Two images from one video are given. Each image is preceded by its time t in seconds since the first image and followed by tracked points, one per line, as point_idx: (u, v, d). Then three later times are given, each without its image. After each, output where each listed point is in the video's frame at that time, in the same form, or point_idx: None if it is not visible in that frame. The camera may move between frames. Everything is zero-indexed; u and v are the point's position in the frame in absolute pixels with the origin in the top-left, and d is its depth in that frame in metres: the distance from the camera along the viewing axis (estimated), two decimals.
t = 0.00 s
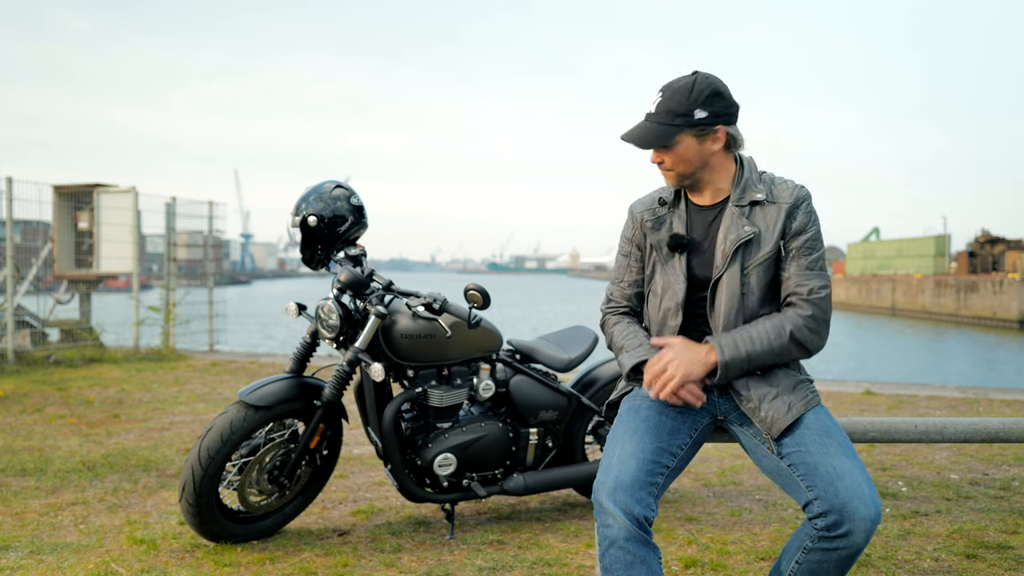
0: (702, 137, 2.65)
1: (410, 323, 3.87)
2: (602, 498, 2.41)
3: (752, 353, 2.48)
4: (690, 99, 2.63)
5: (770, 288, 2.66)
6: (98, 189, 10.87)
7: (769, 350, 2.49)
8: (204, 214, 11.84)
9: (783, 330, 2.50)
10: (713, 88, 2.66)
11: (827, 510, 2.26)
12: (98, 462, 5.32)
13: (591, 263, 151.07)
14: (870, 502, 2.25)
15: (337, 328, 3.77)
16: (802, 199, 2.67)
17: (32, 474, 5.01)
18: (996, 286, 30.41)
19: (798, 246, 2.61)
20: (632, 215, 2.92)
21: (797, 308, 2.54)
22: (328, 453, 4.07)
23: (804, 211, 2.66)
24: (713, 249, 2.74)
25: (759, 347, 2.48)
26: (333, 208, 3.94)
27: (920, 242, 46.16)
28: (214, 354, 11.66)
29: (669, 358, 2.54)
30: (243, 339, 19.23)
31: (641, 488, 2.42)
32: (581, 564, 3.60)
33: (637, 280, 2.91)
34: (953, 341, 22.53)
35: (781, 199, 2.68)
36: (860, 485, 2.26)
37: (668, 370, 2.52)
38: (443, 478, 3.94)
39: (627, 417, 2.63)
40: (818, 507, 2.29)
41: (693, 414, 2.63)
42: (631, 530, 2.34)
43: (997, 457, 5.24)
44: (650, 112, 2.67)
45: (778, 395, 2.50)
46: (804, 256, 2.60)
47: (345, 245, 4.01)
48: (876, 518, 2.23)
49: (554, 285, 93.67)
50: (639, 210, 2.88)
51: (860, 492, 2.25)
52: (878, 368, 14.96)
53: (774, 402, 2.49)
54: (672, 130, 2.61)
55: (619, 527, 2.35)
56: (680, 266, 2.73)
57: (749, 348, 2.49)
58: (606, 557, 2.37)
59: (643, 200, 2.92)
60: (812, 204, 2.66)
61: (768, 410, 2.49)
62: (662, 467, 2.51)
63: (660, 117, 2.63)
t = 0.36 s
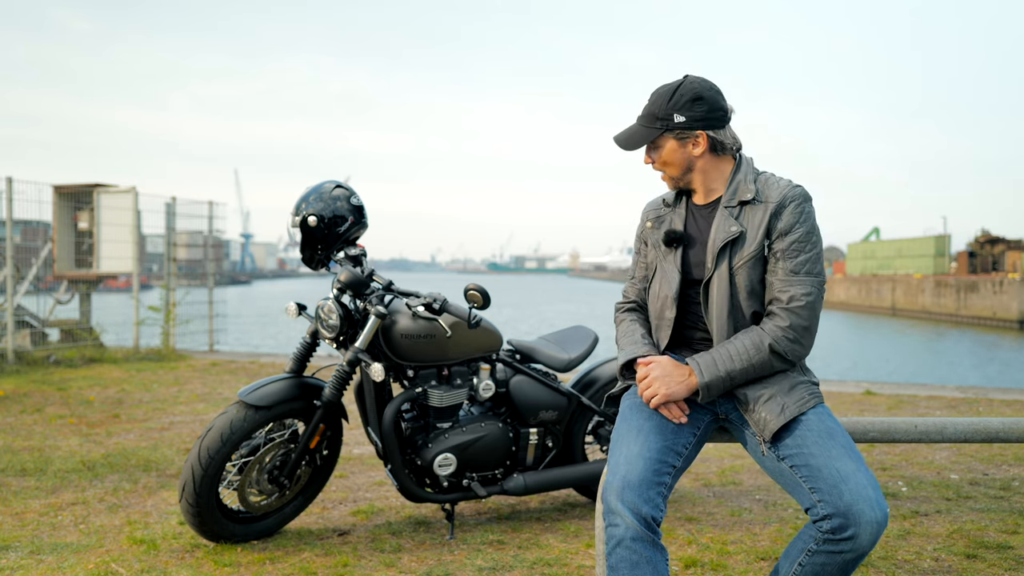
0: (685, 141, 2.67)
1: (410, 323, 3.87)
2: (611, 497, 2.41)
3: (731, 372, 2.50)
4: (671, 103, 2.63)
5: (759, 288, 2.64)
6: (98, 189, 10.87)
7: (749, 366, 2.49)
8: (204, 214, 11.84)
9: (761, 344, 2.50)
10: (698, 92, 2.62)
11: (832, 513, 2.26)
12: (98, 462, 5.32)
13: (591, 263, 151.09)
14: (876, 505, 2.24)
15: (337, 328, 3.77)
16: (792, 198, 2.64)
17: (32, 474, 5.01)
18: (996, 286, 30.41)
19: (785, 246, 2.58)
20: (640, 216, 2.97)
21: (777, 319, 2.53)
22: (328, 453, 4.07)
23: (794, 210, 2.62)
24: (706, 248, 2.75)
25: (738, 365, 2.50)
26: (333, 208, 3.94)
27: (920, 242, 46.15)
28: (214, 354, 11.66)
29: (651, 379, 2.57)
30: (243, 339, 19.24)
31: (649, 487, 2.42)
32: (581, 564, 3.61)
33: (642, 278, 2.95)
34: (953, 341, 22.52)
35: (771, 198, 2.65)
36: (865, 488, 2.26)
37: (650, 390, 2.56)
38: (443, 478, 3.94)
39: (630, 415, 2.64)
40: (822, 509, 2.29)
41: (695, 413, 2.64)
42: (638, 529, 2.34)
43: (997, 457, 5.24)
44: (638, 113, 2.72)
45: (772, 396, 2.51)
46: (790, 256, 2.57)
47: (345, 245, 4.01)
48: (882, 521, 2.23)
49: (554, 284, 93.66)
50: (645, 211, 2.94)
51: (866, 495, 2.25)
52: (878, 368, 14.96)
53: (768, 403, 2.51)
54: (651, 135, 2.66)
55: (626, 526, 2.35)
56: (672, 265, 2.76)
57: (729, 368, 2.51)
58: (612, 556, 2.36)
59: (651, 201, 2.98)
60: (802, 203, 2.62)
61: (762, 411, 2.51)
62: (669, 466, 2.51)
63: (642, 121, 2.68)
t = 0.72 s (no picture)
0: (687, 146, 2.67)
1: (410, 323, 3.87)
2: (614, 498, 2.41)
3: (723, 372, 2.53)
4: (674, 108, 2.63)
5: (758, 292, 2.64)
6: (98, 189, 10.87)
7: (740, 368, 2.52)
8: (204, 214, 11.84)
9: (755, 347, 2.52)
10: (701, 97, 2.62)
11: (838, 513, 2.26)
12: (98, 462, 5.32)
13: (591, 263, 151.11)
14: (882, 504, 2.24)
15: (337, 329, 3.77)
16: (794, 202, 2.62)
17: (32, 474, 5.01)
18: (996, 286, 30.41)
19: (784, 251, 2.58)
20: (639, 214, 2.97)
21: (773, 323, 2.54)
22: (328, 453, 4.06)
23: (795, 214, 2.61)
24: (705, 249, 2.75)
25: (729, 366, 2.53)
26: (333, 208, 3.94)
27: (920, 242, 46.15)
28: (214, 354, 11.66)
29: (639, 374, 2.61)
30: (243, 339, 19.24)
31: (652, 487, 2.42)
32: (581, 564, 3.60)
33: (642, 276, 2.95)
34: (954, 341, 22.52)
35: (772, 202, 2.64)
36: (871, 488, 2.26)
37: (638, 385, 2.59)
38: (443, 478, 3.94)
39: (632, 416, 2.64)
40: (828, 509, 2.28)
41: (696, 412, 2.64)
42: (641, 529, 2.34)
43: (997, 456, 5.24)
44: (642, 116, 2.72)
45: (771, 395, 2.51)
46: (789, 262, 2.57)
47: (345, 245, 4.01)
48: (888, 520, 2.23)
49: (554, 284, 93.66)
50: (644, 210, 2.94)
51: (872, 494, 2.25)
52: (878, 368, 14.96)
53: (768, 402, 2.51)
54: (653, 139, 2.66)
55: (629, 526, 2.35)
56: (670, 265, 2.76)
57: (720, 368, 2.54)
58: (615, 556, 2.35)
59: (651, 200, 2.98)
60: (803, 207, 2.61)
61: (762, 409, 2.51)
62: (671, 466, 2.50)
63: (644, 125, 2.68)
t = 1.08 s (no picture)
0: (685, 148, 2.66)
1: (410, 323, 3.87)
2: (615, 498, 2.41)
3: (722, 372, 2.52)
4: (672, 110, 2.63)
5: (758, 291, 2.64)
6: (98, 189, 10.87)
7: (739, 366, 2.51)
8: (204, 214, 11.84)
9: (754, 346, 2.51)
10: (700, 98, 2.62)
11: (839, 513, 2.26)
12: (98, 462, 5.32)
13: (591, 263, 151.12)
14: (882, 505, 2.24)
15: (337, 328, 3.77)
16: (792, 202, 2.63)
17: (32, 474, 5.01)
18: (996, 286, 30.42)
19: (783, 251, 2.58)
20: (638, 215, 2.97)
21: (773, 321, 2.53)
22: (328, 453, 4.06)
23: (794, 214, 2.61)
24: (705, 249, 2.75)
25: (728, 365, 2.52)
26: (333, 208, 3.94)
27: (920, 242, 46.15)
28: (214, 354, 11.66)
29: (640, 372, 2.61)
30: (244, 339, 19.25)
31: (653, 488, 2.42)
32: (581, 564, 3.60)
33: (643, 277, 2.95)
34: (954, 341, 22.52)
35: (770, 202, 2.65)
36: (872, 488, 2.26)
37: (638, 382, 2.60)
38: (443, 478, 3.94)
39: (633, 416, 2.64)
40: (829, 509, 2.28)
41: (696, 412, 2.64)
42: (642, 530, 2.33)
43: (997, 456, 5.24)
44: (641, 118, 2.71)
45: (774, 398, 2.51)
46: (789, 261, 2.57)
47: (345, 245, 4.01)
48: (888, 521, 2.23)
49: (554, 284, 93.67)
50: (643, 211, 2.94)
51: (872, 495, 2.25)
52: (878, 368, 14.96)
53: (770, 404, 2.51)
54: (652, 141, 2.66)
55: (630, 527, 2.35)
56: (669, 265, 2.76)
57: (719, 368, 2.53)
58: (616, 557, 2.35)
59: (651, 200, 2.98)
60: (802, 207, 2.61)
61: (764, 412, 2.51)
62: (672, 467, 2.50)
63: (643, 127, 2.68)
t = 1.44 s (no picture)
0: (687, 148, 2.66)
1: (410, 322, 3.87)
2: (615, 497, 2.41)
3: (724, 375, 2.53)
4: (674, 110, 2.63)
5: (759, 293, 2.64)
6: (98, 189, 10.87)
7: (742, 369, 2.52)
8: (204, 214, 11.86)
9: (756, 351, 2.52)
10: (702, 98, 2.62)
11: (839, 513, 2.26)
12: (98, 462, 5.32)
13: (591, 264, 151.12)
14: (882, 505, 2.24)
15: (337, 328, 3.77)
16: (795, 204, 2.62)
17: (32, 474, 5.01)
18: (996, 286, 30.42)
19: (785, 253, 2.58)
20: (639, 215, 2.97)
21: (775, 325, 2.54)
22: (328, 453, 4.06)
23: (796, 216, 2.61)
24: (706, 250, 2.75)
25: (731, 370, 2.52)
26: (333, 208, 3.94)
27: (920, 242, 46.16)
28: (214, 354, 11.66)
29: (640, 375, 2.61)
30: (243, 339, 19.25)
31: (653, 488, 2.42)
32: (581, 564, 3.60)
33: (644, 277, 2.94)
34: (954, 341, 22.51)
35: (773, 204, 2.64)
36: (872, 488, 2.26)
37: (639, 385, 2.59)
38: (443, 478, 3.94)
39: (633, 417, 2.63)
40: (829, 509, 2.28)
41: (696, 412, 2.64)
42: (642, 530, 2.33)
43: (997, 457, 5.24)
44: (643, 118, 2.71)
45: (774, 398, 2.52)
46: (790, 264, 2.57)
47: (345, 245, 4.01)
48: (888, 521, 2.23)
49: (554, 284, 93.68)
50: (645, 211, 2.94)
51: (872, 494, 2.25)
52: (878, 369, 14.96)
53: (769, 405, 2.51)
54: (654, 140, 2.66)
55: (630, 527, 2.34)
56: (670, 266, 2.76)
57: (721, 372, 2.53)
58: (617, 557, 2.34)
59: (652, 200, 2.98)
60: (805, 209, 2.61)
61: (764, 412, 2.51)
62: (672, 467, 2.50)
63: (645, 126, 2.68)
